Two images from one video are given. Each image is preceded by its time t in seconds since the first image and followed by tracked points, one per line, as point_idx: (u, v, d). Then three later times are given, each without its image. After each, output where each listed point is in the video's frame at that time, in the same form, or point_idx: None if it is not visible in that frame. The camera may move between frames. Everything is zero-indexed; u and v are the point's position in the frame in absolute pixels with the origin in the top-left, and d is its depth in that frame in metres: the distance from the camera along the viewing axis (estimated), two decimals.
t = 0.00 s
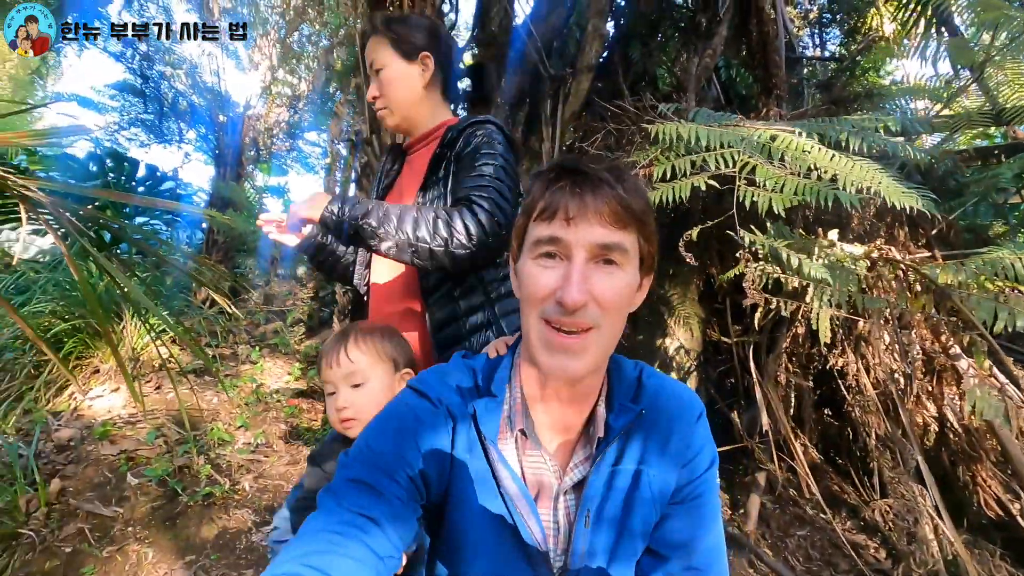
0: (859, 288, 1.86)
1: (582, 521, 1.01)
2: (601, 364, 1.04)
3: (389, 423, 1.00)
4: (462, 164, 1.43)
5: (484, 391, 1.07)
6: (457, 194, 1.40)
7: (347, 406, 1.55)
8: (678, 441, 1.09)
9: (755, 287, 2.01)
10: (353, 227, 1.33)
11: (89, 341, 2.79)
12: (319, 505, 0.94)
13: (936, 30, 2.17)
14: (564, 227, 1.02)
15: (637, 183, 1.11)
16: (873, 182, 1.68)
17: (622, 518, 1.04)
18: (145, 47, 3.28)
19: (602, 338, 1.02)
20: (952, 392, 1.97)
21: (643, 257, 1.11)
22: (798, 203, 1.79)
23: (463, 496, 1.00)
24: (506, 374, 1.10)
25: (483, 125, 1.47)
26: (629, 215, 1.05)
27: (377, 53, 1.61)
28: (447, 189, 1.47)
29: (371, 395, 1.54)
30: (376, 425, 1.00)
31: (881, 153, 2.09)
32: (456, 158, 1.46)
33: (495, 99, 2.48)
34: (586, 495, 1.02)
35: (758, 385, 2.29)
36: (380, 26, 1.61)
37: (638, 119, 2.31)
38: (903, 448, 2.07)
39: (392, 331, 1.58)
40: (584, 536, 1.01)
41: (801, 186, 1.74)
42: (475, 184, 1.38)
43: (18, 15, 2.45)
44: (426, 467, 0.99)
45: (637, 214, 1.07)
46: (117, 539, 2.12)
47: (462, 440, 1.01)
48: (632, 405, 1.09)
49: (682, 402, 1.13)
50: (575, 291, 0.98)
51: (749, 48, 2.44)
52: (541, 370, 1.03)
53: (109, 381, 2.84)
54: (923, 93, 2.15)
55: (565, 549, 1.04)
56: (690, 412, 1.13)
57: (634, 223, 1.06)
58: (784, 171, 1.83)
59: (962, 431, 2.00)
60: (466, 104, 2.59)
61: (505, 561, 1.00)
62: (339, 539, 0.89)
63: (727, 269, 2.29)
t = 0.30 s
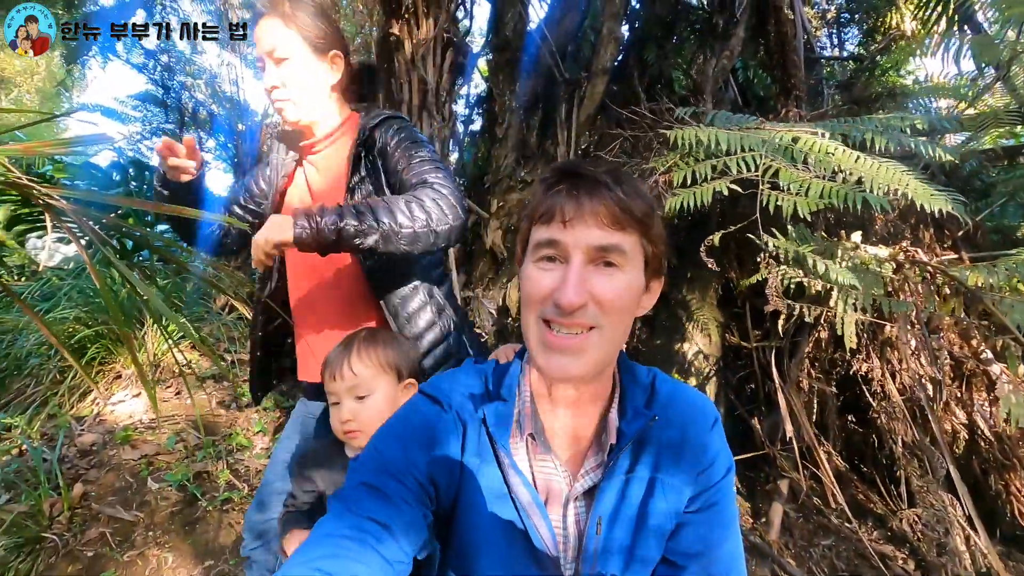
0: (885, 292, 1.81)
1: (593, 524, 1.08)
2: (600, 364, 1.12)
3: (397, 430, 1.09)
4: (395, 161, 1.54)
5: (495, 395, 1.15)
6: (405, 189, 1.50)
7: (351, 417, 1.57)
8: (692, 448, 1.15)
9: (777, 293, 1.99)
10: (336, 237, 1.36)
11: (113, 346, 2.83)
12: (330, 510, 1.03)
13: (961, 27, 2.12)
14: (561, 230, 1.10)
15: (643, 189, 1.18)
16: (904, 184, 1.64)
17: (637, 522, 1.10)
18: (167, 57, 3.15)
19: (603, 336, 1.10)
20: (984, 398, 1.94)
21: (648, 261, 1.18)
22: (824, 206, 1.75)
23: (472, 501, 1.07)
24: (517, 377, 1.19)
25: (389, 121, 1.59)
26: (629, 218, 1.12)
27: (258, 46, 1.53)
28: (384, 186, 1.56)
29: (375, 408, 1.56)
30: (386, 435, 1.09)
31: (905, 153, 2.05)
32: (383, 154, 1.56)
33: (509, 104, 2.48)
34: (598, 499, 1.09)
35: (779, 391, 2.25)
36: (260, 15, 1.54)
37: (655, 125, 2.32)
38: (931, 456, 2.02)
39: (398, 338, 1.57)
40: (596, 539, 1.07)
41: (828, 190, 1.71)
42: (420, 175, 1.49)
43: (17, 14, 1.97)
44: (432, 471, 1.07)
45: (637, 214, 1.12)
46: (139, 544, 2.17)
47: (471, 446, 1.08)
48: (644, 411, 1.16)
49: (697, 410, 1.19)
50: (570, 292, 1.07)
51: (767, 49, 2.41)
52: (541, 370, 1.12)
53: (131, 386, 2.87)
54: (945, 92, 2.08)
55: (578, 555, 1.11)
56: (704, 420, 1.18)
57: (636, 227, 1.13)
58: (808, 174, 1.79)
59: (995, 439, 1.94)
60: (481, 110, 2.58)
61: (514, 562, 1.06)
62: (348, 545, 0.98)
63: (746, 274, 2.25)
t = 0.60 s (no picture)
0: (909, 294, 1.77)
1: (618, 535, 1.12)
2: (584, 362, 1.14)
3: (415, 436, 1.14)
4: (400, 171, 1.57)
5: (515, 399, 1.21)
6: (419, 204, 1.58)
7: (326, 435, 1.46)
8: (718, 458, 1.24)
9: (808, 294, 1.95)
10: (386, 260, 1.45)
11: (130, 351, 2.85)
12: (341, 514, 1.08)
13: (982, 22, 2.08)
14: (535, 229, 1.16)
15: (640, 187, 1.21)
16: (945, 173, 1.62)
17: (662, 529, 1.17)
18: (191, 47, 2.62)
19: (577, 337, 1.13)
20: (1012, 401, 1.94)
21: (642, 261, 1.18)
22: (864, 200, 1.73)
23: (489, 505, 1.13)
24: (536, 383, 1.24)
25: (384, 125, 1.58)
26: (602, 215, 1.14)
27: (249, 38, 1.40)
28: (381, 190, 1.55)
29: (353, 421, 1.48)
30: (403, 440, 1.14)
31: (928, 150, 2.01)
32: (384, 160, 1.56)
33: (521, 106, 2.46)
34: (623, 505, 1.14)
35: (802, 395, 2.20)
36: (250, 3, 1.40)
37: (674, 124, 2.32)
38: (959, 462, 1.99)
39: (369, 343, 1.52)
40: (621, 547, 1.12)
41: (867, 184, 1.68)
42: (435, 192, 1.59)
43: (15, 12, 1.69)
44: (448, 477, 1.13)
45: (609, 208, 1.14)
46: (154, 548, 2.15)
47: (487, 454, 1.14)
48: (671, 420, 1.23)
49: (725, 421, 1.27)
50: (535, 288, 1.10)
51: (783, 47, 2.38)
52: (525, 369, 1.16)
53: (147, 391, 2.90)
54: (966, 89, 2.04)
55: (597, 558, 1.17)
56: (732, 430, 1.27)
57: (619, 226, 1.15)
58: (843, 168, 1.76)
59: None
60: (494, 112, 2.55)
61: (532, 565, 1.11)
62: (355, 553, 1.02)
63: (765, 275, 2.21)
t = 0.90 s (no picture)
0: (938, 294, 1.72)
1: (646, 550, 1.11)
2: (597, 365, 1.12)
3: (438, 439, 1.12)
4: (387, 176, 1.53)
5: (542, 403, 1.18)
6: (406, 213, 1.56)
7: (308, 447, 1.45)
8: (753, 473, 1.20)
9: (830, 293, 1.90)
10: (359, 278, 1.43)
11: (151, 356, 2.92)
12: (359, 517, 1.08)
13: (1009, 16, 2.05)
14: (547, 229, 1.19)
15: (650, 182, 1.19)
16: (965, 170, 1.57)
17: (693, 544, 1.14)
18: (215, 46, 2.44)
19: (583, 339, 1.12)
20: None
21: (652, 260, 1.15)
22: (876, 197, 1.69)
23: (508, 513, 1.10)
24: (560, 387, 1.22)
25: (372, 129, 1.55)
26: (605, 212, 1.13)
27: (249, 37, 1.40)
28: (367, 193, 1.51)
29: (336, 433, 1.46)
30: (424, 442, 1.13)
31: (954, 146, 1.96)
32: (372, 164, 1.52)
33: (536, 107, 2.45)
34: (651, 515, 1.12)
35: (825, 398, 2.15)
36: (253, 4, 1.40)
37: (687, 119, 2.29)
38: (991, 471, 1.97)
39: (349, 346, 1.50)
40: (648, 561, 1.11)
41: (878, 180, 1.64)
42: (422, 202, 1.57)
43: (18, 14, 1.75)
44: (468, 484, 1.11)
45: (612, 205, 1.14)
46: (174, 550, 2.20)
47: (509, 460, 1.12)
48: (704, 430, 1.20)
49: (762, 433, 1.24)
50: (539, 291, 1.12)
51: (802, 44, 2.34)
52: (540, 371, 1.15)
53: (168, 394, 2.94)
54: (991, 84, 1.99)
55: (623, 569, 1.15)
56: (768, 440, 1.24)
57: (625, 223, 1.13)
58: (856, 164, 1.72)
59: None
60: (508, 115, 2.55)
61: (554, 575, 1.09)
62: (368, 556, 1.01)
63: (785, 275, 2.17)
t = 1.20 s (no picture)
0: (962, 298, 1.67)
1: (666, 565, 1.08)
2: (611, 377, 1.09)
3: (452, 448, 1.10)
4: (368, 179, 1.49)
5: (558, 413, 1.16)
6: (388, 217, 1.52)
7: (310, 463, 1.44)
8: (781, 492, 1.17)
9: (847, 300, 1.83)
10: (323, 286, 1.40)
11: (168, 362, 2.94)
12: (369, 525, 1.06)
13: None
14: (564, 233, 1.17)
15: (663, 184, 1.17)
16: (989, 177, 1.52)
17: (717, 563, 1.11)
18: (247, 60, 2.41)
19: (593, 348, 1.08)
20: None
21: (667, 265, 1.12)
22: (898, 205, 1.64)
23: (522, 528, 1.08)
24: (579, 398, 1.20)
25: (356, 131, 1.52)
26: (617, 217, 1.11)
27: (246, 43, 1.40)
28: (344, 198, 1.48)
29: (338, 447, 1.46)
30: (438, 449, 1.11)
31: (980, 145, 1.89)
32: (352, 168, 1.49)
33: (549, 111, 2.43)
34: (672, 533, 1.09)
35: (846, 404, 2.10)
36: (245, 12, 1.41)
37: (703, 126, 2.25)
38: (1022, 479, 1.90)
39: (344, 356, 1.50)
40: None
41: (901, 187, 1.59)
42: (405, 206, 1.52)
43: (17, 13, 1.76)
44: (482, 494, 1.08)
45: (625, 209, 1.11)
46: (189, 555, 2.21)
47: (524, 472, 1.10)
48: (730, 447, 1.17)
49: (793, 449, 1.21)
50: (550, 297, 1.09)
51: (820, 43, 2.29)
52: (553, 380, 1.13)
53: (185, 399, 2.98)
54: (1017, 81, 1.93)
55: None
56: (799, 458, 1.21)
57: (638, 226, 1.11)
58: (877, 170, 1.67)
59: None
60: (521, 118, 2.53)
61: None
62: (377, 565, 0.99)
63: (805, 280, 2.13)
